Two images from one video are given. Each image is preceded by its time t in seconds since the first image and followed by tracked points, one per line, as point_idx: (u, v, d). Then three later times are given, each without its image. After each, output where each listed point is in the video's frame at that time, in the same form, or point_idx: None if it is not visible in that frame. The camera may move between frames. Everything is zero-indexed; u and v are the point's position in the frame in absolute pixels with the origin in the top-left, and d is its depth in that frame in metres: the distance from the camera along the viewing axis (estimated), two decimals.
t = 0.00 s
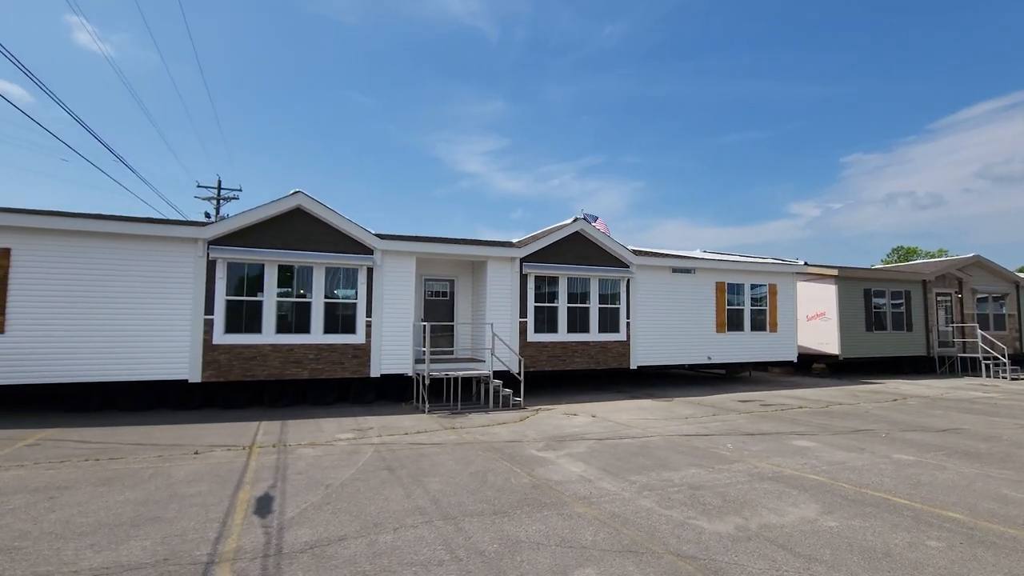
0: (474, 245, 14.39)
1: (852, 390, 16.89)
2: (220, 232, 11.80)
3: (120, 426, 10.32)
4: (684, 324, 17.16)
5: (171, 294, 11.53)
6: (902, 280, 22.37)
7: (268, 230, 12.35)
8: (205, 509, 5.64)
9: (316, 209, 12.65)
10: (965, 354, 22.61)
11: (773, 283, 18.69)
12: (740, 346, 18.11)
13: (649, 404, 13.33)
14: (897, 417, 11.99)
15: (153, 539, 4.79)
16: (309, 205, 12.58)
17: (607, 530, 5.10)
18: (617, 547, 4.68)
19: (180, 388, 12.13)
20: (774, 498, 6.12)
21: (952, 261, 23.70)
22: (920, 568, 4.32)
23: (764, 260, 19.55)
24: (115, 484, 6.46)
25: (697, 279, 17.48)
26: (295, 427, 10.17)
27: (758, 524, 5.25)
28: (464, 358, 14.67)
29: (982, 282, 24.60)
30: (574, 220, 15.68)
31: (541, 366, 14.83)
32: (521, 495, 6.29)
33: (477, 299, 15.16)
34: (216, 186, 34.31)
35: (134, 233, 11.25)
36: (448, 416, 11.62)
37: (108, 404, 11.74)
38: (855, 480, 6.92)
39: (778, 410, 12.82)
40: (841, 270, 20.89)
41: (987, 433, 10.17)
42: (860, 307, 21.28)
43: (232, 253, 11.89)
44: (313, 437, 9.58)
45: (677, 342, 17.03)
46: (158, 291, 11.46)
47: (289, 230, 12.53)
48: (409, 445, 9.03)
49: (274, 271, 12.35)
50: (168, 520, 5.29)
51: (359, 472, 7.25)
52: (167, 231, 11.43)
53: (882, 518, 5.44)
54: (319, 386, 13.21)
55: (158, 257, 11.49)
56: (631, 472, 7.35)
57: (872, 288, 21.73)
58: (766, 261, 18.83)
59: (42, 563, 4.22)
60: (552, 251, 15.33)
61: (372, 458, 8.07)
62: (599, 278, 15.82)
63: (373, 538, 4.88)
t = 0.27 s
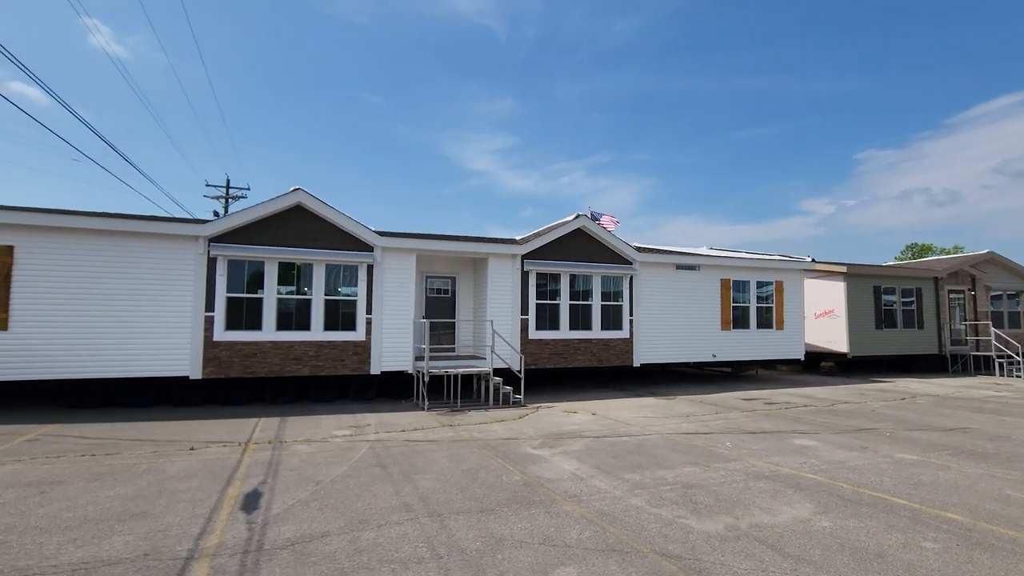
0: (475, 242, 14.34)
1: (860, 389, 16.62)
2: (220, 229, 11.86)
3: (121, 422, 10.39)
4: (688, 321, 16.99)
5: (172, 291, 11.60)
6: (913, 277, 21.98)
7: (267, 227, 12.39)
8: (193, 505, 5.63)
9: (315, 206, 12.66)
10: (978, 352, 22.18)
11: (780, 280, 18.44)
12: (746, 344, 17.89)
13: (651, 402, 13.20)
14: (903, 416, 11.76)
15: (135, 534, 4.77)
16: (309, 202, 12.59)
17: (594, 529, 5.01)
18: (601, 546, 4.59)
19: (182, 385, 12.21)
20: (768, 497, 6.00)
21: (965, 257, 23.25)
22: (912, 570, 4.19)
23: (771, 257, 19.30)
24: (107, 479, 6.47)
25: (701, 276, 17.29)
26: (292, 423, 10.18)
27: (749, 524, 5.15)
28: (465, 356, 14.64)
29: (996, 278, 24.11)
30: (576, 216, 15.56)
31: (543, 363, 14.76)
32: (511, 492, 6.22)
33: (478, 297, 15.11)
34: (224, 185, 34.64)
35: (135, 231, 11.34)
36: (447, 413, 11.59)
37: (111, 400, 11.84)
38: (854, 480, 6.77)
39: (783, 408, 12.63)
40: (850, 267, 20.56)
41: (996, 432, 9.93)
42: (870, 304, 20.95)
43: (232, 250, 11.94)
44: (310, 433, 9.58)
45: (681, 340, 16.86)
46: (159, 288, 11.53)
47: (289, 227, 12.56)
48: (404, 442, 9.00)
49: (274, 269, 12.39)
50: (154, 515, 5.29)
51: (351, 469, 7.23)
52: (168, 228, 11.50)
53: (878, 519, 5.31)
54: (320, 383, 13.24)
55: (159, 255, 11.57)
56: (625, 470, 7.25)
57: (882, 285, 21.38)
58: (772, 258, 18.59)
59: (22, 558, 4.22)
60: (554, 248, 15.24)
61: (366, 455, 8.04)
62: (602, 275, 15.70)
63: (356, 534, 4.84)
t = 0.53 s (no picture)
0: (475, 241, 14.28)
1: (868, 389, 16.34)
2: (220, 229, 11.90)
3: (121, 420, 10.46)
4: (692, 320, 16.80)
5: (173, 290, 11.67)
6: (924, 275, 21.58)
7: (268, 226, 12.41)
8: (179, 505, 5.62)
9: (315, 205, 12.66)
10: (992, 352, 21.73)
11: (787, 278, 18.18)
12: (751, 343, 17.67)
13: (652, 402, 13.07)
14: (910, 417, 11.53)
15: (118, 534, 4.77)
16: (309, 201, 12.59)
17: (579, 532, 4.92)
18: (585, 551, 4.50)
19: (183, 384, 12.28)
20: (761, 500, 5.88)
21: (978, 255, 22.79)
22: None
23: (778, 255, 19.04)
24: (99, 478, 6.49)
25: (706, 274, 17.10)
26: (290, 422, 10.18)
27: (738, 528, 5.04)
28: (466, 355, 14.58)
29: (1010, 276, 23.61)
30: (578, 214, 15.44)
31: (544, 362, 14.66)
32: (500, 494, 6.15)
33: (480, 296, 15.05)
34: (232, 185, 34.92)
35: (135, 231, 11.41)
36: (445, 413, 11.54)
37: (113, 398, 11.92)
38: (853, 483, 6.61)
39: (786, 409, 12.44)
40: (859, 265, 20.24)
41: (1005, 434, 9.68)
42: (879, 303, 20.61)
43: (232, 249, 11.98)
44: (306, 432, 9.57)
45: (685, 339, 16.69)
46: (160, 287, 11.60)
47: (289, 226, 12.58)
48: (399, 442, 8.96)
49: (273, 268, 12.41)
50: (139, 515, 5.28)
51: (342, 468, 7.19)
52: (168, 228, 11.56)
53: (873, 524, 5.17)
54: (320, 382, 13.25)
55: (160, 254, 11.64)
56: (619, 471, 7.15)
57: (892, 283, 21.02)
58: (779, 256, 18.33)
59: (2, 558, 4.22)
60: (556, 247, 15.14)
61: (359, 454, 8.01)
62: (604, 274, 15.58)
63: (337, 536, 4.79)
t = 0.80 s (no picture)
0: (476, 239, 14.23)
1: (876, 388, 16.08)
2: (220, 228, 11.95)
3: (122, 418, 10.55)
4: (696, 319, 16.64)
5: (173, 288, 11.74)
6: (935, 273, 21.21)
7: (268, 225, 12.45)
8: (167, 503, 5.63)
9: (315, 204, 12.68)
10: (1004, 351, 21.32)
11: (793, 276, 17.94)
12: (757, 342, 17.47)
13: (654, 401, 12.95)
14: (916, 417, 11.32)
15: (102, 532, 4.78)
16: (309, 200, 12.61)
17: (564, 534, 4.86)
18: (568, 552, 4.44)
19: (186, 381, 12.37)
20: (754, 502, 5.78)
21: (991, 252, 22.35)
22: None
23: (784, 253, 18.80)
24: (91, 476, 6.53)
25: (710, 272, 16.91)
26: (288, 421, 10.21)
27: (727, 531, 4.95)
28: (467, 354, 14.56)
29: None
30: (580, 212, 15.33)
31: (545, 361, 14.60)
32: (489, 494, 6.10)
33: (481, 294, 15.01)
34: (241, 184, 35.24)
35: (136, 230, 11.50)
36: (444, 412, 11.51)
37: (116, 396, 12.04)
38: (850, 485, 6.48)
39: (790, 408, 12.27)
40: (868, 262, 19.92)
41: (1012, 435, 9.46)
42: (889, 301, 20.28)
43: (233, 248, 12.04)
44: (303, 431, 9.59)
45: (689, 338, 16.53)
46: (161, 286, 11.68)
47: (289, 225, 12.61)
48: (395, 441, 8.94)
49: (274, 266, 12.46)
50: (125, 513, 5.30)
51: (334, 467, 7.18)
52: (169, 227, 11.64)
53: (866, 528, 5.05)
54: (321, 380, 13.29)
55: (161, 253, 11.72)
56: (612, 471, 7.07)
57: (902, 281, 20.68)
58: (785, 253, 18.10)
59: None
60: (557, 245, 15.05)
61: (353, 453, 8.00)
62: (606, 272, 15.47)
63: (319, 536, 4.76)
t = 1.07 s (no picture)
0: (476, 237, 14.20)
1: (883, 388, 15.83)
2: (220, 226, 12.02)
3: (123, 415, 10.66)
4: (699, 317, 16.49)
5: (173, 287, 11.83)
6: (945, 271, 20.85)
7: (268, 223, 12.51)
8: (155, 499, 5.66)
9: (315, 202, 12.71)
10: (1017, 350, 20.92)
11: (799, 273, 17.72)
12: (761, 340, 17.28)
13: (654, 400, 12.85)
14: (921, 417, 11.12)
15: (86, 528, 4.81)
16: (309, 199, 12.64)
17: (546, 533, 4.82)
18: (548, 552, 4.39)
19: (187, 379, 12.48)
20: (744, 502, 5.69)
21: (1004, 249, 21.92)
22: None
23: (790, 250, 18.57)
24: (84, 472, 6.58)
25: (714, 270, 16.75)
26: (285, 418, 10.26)
27: (713, 531, 4.88)
28: (467, 352, 14.54)
29: None
30: (582, 210, 15.25)
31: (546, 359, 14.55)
32: (477, 492, 6.06)
33: (481, 292, 14.99)
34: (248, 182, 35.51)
35: (137, 229, 11.60)
36: (442, 410, 11.51)
37: (118, 393, 12.16)
38: (844, 485, 6.37)
39: (791, 408, 12.11)
40: (877, 260, 19.63)
41: (1018, 436, 9.26)
42: (897, 299, 19.97)
43: (233, 246, 12.11)
44: (300, 428, 9.62)
45: (692, 336, 16.39)
46: (161, 284, 11.78)
47: (289, 223, 12.66)
48: (389, 438, 8.94)
49: (274, 265, 12.51)
50: (112, 509, 5.32)
51: (325, 464, 7.18)
52: (169, 226, 11.73)
53: (856, 529, 4.95)
54: (321, 378, 13.33)
55: (161, 252, 11.81)
56: (603, 470, 7.01)
57: (911, 279, 20.35)
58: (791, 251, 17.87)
59: None
60: (558, 242, 14.98)
61: (346, 450, 8.01)
62: (608, 270, 15.38)
63: (301, 533, 4.75)
